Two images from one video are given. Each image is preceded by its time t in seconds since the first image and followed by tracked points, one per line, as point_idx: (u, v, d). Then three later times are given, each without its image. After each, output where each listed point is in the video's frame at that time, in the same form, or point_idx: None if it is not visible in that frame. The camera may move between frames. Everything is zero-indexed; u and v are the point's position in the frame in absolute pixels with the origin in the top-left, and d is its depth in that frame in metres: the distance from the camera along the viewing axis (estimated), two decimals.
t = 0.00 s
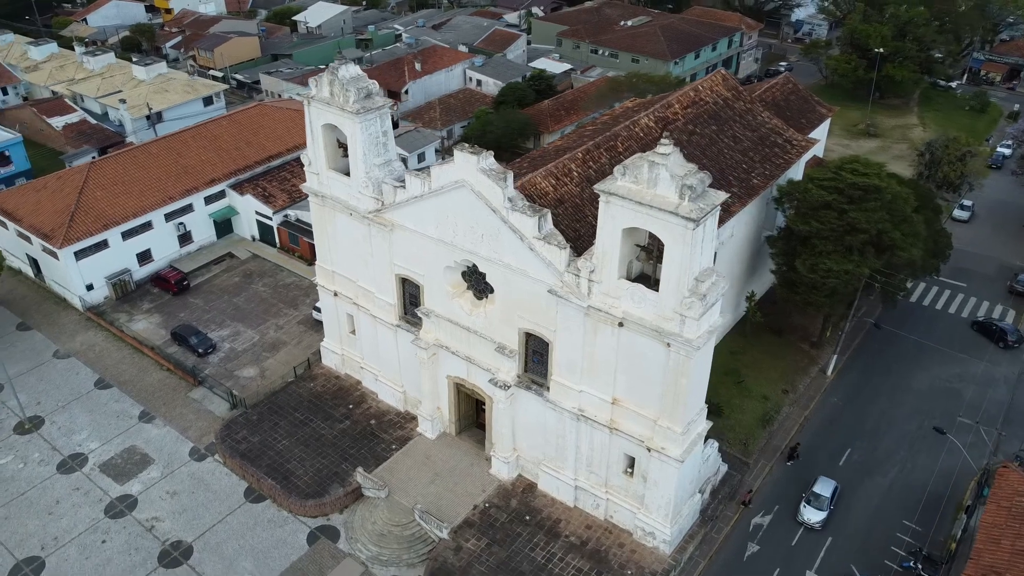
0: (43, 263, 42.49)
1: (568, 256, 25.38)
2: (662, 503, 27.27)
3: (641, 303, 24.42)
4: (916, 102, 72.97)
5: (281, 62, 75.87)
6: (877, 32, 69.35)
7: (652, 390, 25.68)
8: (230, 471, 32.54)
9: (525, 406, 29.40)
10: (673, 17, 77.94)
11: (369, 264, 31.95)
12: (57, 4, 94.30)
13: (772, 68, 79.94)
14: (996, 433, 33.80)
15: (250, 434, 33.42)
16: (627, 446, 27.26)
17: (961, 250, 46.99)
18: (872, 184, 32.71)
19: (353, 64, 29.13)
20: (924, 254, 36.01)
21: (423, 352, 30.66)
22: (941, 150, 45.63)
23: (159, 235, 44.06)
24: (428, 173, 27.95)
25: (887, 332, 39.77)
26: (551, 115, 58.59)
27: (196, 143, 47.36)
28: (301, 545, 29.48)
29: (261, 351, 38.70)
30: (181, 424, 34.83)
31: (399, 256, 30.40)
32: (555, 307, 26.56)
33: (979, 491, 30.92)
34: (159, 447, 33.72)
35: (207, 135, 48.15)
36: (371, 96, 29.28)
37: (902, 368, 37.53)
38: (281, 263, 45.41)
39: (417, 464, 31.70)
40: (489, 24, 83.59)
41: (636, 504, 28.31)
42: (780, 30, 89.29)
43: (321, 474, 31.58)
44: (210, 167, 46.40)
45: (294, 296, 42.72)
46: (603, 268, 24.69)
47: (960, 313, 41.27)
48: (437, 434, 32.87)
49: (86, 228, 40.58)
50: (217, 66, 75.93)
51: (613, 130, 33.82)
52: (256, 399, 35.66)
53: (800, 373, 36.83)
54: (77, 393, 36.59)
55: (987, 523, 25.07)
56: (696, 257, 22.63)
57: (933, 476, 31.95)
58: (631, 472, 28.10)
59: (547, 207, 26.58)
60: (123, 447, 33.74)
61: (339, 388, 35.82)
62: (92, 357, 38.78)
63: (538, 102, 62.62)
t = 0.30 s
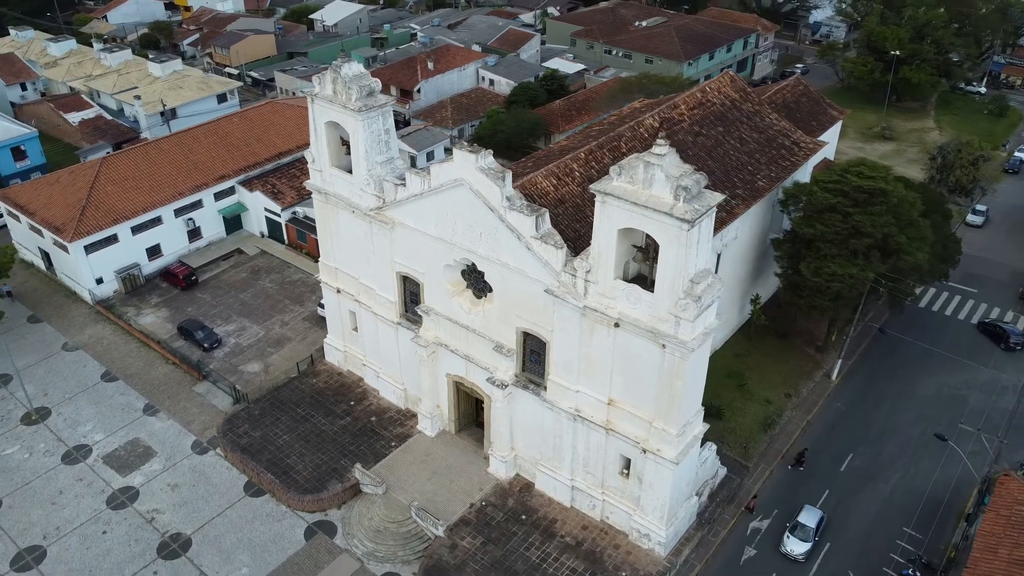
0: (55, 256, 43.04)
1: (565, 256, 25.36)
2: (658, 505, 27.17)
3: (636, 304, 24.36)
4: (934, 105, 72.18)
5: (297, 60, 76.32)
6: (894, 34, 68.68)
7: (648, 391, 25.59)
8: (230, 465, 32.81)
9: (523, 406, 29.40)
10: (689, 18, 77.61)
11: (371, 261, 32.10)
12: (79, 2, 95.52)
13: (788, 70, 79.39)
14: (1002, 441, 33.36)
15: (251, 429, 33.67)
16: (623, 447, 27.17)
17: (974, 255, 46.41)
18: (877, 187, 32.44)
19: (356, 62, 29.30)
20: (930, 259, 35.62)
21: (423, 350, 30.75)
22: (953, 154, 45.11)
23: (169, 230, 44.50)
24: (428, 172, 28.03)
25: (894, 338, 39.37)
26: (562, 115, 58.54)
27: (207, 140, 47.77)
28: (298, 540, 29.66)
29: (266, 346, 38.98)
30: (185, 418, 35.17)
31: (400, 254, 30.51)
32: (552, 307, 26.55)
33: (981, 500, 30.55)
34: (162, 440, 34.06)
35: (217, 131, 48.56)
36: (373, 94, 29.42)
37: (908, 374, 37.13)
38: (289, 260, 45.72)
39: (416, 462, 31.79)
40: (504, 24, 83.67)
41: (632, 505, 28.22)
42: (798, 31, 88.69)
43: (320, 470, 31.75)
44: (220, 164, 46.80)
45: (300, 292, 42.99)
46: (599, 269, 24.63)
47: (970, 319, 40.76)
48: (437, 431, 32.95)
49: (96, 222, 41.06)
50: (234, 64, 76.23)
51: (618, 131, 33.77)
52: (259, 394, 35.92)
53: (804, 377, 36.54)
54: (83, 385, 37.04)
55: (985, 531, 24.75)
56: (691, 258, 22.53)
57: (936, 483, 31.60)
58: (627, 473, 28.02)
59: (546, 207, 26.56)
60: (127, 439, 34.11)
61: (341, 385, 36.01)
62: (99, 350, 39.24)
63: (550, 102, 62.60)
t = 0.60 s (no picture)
0: (66, 250, 43.61)
1: (562, 255, 25.32)
2: (653, 506, 27.06)
3: (632, 304, 24.28)
4: (952, 109, 71.37)
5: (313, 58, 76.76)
6: (912, 37, 67.98)
7: (644, 392, 25.48)
8: (231, 458, 33.08)
9: (520, 405, 29.39)
10: (704, 19, 77.22)
11: (373, 258, 32.22)
12: None
13: (805, 71, 78.79)
14: (1007, 450, 32.93)
15: (253, 423, 33.92)
16: (619, 447, 27.08)
17: (986, 260, 45.79)
18: (883, 190, 32.16)
19: (359, 59, 29.45)
20: (937, 263, 35.23)
21: (422, 347, 30.83)
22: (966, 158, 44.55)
23: (178, 225, 44.92)
24: (428, 169, 28.09)
25: (901, 343, 38.95)
26: (574, 115, 58.44)
27: (218, 136, 48.16)
28: (296, 534, 29.84)
29: (271, 341, 39.25)
30: (188, 410, 35.49)
31: (401, 251, 30.61)
32: (549, 306, 26.51)
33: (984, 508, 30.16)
34: (166, 432, 34.40)
35: (229, 128, 48.93)
36: (376, 91, 29.54)
37: (914, 380, 36.72)
38: (297, 255, 46.02)
39: (414, 459, 31.89)
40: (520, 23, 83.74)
41: (628, 506, 28.13)
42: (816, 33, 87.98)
43: (319, 465, 31.92)
44: (230, 160, 47.17)
45: (307, 288, 43.25)
46: (595, 268, 24.57)
47: (981, 326, 40.22)
48: (436, 429, 33.02)
49: (107, 216, 41.52)
50: (250, 61, 76.84)
51: (622, 132, 33.74)
52: (262, 388, 36.17)
53: (808, 381, 36.26)
54: (90, 376, 37.49)
55: (983, 539, 24.43)
56: (686, 259, 22.42)
57: (938, 490, 31.26)
58: (623, 474, 27.91)
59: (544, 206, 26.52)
60: (130, 431, 34.47)
61: (343, 380, 36.20)
62: (107, 342, 39.69)
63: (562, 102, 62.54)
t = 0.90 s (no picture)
0: (78, 243, 44.18)
1: (558, 254, 25.28)
2: (648, 508, 26.95)
3: (627, 305, 24.19)
4: (971, 113, 70.50)
5: (329, 57, 77.19)
6: (930, 40, 67.20)
7: (639, 393, 25.38)
8: (233, 452, 33.35)
9: (518, 404, 29.37)
10: (721, 20, 76.77)
11: (375, 255, 32.34)
12: None
13: (822, 74, 78.16)
14: (1012, 460, 32.46)
15: (255, 417, 34.18)
16: (614, 448, 26.99)
17: (999, 267, 45.17)
18: (889, 194, 31.82)
19: (363, 57, 29.57)
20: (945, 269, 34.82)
21: (422, 345, 30.90)
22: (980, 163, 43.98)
23: (188, 221, 45.34)
24: (429, 167, 28.16)
25: (909, 350, 38.49)
26: (586, 115, 58.28)
27: (230, 133, 48.54)
28: (293, 528, 30.03)
29: (276, 337, 39.53)
30: (192, 404, 35.83)
31: (402, 249, 30.70)
32: (546, 305, 26.48)
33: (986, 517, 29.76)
34: (169, 425, 34.74)
35: (240, 125, 49.30)
36: (379, 90, 29.66)
37: (921, 387, 36.28)
38: (305, 252, 46.30)
39: (413, 456, 31.97)
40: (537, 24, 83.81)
41: (623, 508, 28.03)
42: (835, 36, 87.32)
43: (318, 460, 32.08)
44: (241, 157, 47.54)
45: (313, 285, 43.52)
46: (591, 268, 24.51)
47: (992, 333, 39.66)
48: (436, 427, 33.09)
49: (117, 211, 41.98)
50: (267, 59, 77.44)
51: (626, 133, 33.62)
52: (265, 383, 36.43)
53: (812, 386, 35.95)
54: (98, 369, 37.95)
55: (981, 549, 24.11)
56: (680, 260, 22.31)
57: (940, 498, 30.89)
58: (618, 475, 27.82)
59: (542, 205, 26.50)
60: (135, 423, 34.85)
61: (346, 377, 36.37)
62: (115, 335, 40.16)
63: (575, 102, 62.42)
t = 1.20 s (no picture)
0: (90, 237, 44.75)
1: (554, 254, 25.27)
2: (642, 511, 26.87)
3: (622, 306, 24.14)
4: (991, 118, 69.51)
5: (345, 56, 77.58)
6: (949, 43, 66.37)
7: (633, 395, 25.30)
8: (234, 446, 33.63)
9: (515, 403, 29.37)
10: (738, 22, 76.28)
11: (377, 253, 32.49)
12: None
13: (840, 77, 77.42)
14: (1017, 469, 32.03)
15: (256, 412, 34.45)
16: (609, 450, 26.93)
17: (1013, 274, 44.50)
18: (894, 198, 31.52)
19: (366, 56, 29.72)
20: (952, 275, 34.45)
21: (422, 343, 31.00)
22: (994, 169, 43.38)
23: (198, 216, 45.78)
24: (428, 166, 28.24)
25: (916, 356, 38.05)
26: (597, 116, 58.09)
27: (242, 130, 48.94)
28: (290, 523, 30.23)
29: (281, 333, 39.81)
30: (196, 397, 36.18)
31: (403, 247, 30.82)
32: (542, 305, 26.48)
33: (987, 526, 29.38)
34: (173, 418, 35.11)
35: (252, 122, 49.67)
36: (381, 88, 29.81)
37: (927, 394, 35.87)
38: (313, 249, 46.58)
39: (411, 454, 32.08)
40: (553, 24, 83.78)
41: (617, 509, 27.97)
42: (855, 38, 86.34)
43: (318, 456, 32.27)
44: (252, 153, 47.93)
45: (320, 282, 43.77)
46: (586, 268, 24.47)
47: (1003, 341, 39.10)
48: (435, 425, 33.18)
49: (128, 205, 42.46)
50: (283, 56, 78.05)
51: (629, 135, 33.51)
52: (268, 378, 36.70)
53: (816, 391, 35.64)
54: (105, 361, 38.42)
55: (977, 559, 23.78)
56: (673, 262, 22.22)
57: (941, 506, 30.53)
58: (613, 477, 27.75)
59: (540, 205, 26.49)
60: (139, 416, 35.25)
61: (348, 373, 36.57)
62: (124, 328, 40.65)
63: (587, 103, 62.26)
